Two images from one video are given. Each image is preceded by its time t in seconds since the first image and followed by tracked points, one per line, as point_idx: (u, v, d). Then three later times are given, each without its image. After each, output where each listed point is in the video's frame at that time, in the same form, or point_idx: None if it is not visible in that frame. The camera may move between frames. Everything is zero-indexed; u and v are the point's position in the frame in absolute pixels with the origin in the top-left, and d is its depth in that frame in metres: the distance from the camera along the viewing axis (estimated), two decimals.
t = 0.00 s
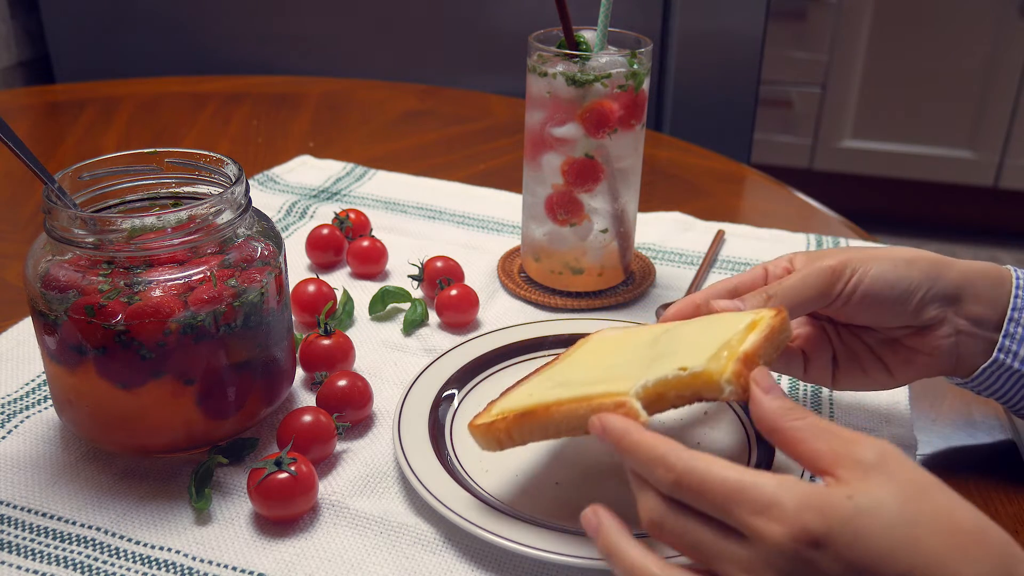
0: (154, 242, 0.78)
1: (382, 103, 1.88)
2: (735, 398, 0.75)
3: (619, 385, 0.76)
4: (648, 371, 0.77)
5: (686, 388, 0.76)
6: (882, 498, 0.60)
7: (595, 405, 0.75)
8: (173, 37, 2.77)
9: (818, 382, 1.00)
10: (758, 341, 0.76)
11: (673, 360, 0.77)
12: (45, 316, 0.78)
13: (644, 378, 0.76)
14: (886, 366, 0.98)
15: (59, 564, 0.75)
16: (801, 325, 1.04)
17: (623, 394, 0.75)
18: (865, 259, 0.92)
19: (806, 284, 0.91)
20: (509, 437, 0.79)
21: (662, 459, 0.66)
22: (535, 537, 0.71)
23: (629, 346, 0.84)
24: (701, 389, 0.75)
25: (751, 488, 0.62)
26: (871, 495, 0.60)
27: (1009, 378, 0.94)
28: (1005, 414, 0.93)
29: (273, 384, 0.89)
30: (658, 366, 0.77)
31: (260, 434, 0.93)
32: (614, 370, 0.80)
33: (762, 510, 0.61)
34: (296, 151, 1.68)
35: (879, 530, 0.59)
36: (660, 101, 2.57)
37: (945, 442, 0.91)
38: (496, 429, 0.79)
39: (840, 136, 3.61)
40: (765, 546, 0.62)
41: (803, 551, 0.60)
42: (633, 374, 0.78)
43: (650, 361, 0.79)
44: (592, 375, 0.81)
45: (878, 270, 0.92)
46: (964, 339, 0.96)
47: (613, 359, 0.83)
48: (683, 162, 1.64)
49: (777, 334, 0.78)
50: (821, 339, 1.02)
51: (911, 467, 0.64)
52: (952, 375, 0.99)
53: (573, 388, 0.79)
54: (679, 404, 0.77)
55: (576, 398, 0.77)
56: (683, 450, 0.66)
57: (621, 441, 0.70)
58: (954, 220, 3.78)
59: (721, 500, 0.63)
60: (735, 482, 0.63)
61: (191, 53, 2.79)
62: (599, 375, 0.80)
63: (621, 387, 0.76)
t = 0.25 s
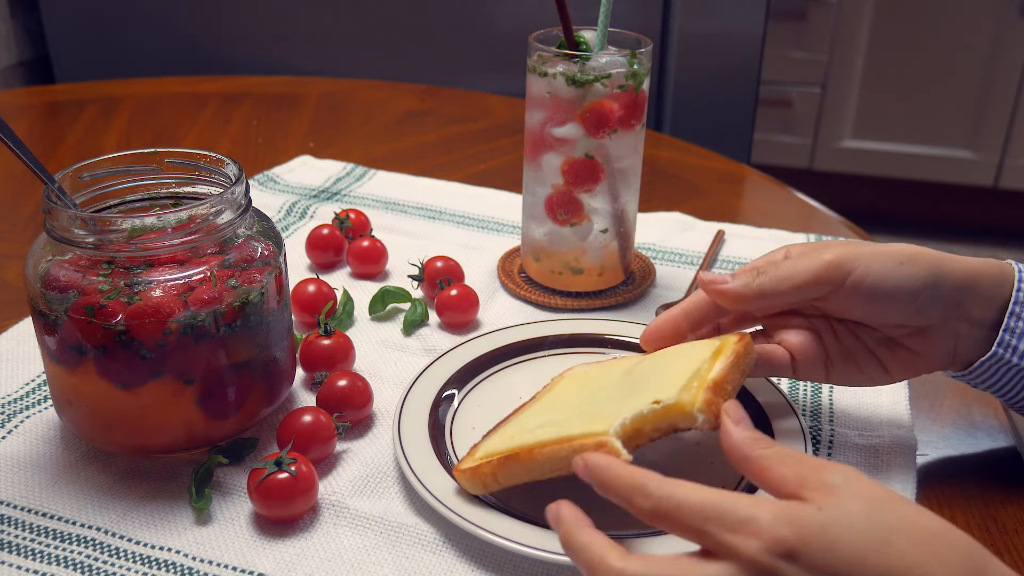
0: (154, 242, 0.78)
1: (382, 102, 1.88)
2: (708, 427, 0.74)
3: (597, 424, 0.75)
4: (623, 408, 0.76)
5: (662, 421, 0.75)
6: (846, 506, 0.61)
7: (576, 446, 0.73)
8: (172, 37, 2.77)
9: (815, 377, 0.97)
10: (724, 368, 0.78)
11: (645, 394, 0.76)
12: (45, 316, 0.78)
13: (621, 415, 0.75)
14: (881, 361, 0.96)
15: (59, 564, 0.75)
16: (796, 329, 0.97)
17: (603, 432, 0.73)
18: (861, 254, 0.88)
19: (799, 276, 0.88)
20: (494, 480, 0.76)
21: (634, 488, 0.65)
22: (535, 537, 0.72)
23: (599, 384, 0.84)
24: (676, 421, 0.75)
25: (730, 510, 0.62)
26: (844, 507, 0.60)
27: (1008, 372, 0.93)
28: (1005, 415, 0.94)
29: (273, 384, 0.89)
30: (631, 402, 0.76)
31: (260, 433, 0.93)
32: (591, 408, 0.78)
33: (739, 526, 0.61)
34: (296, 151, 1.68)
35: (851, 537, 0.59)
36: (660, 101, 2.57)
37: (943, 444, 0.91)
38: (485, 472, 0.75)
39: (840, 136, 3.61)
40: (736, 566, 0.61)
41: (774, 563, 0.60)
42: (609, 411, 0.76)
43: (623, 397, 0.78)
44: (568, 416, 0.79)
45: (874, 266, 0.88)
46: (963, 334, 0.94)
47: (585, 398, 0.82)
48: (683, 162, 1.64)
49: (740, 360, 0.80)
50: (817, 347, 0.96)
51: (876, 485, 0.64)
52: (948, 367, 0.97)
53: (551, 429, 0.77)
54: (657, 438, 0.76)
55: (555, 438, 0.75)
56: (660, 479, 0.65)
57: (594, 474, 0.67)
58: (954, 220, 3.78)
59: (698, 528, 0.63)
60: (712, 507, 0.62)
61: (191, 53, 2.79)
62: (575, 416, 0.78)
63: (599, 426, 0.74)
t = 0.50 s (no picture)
0: (154, 242, 0.78)
1: (382, 102, 1.88)
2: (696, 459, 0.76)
3: (590, 442, 0.75)
4: (614, 427, 0.77)
5: (651, 445, 0.76)
6: (841, 513, 0.62)
7: (568, 461, 0.74)
8: (172, 37, 2.77)
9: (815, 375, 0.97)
10: (716, 401, 0.80)
11: (638, 417, 0.77)
12: (45, 316, 0.78)
13: (613, 435, 0.75)
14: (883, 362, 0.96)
15: (59, 564, 0.75)
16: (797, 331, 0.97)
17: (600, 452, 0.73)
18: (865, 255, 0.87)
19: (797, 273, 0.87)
20: (477, 476, 0.77)
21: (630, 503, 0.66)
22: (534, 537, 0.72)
23: (583, 389, 0.84)
24: (664, 446, 0.76)
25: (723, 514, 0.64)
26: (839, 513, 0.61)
27: (1011, 372, 0.93)
28: (1005, 415, 0.94)
29: (273, 384, 0.89)
30: (622, 422, 0.77)
31: (260, 434, 0.93)
32: (580, 419, 0.79)
33: (734, 528, 0.63)
34: (296, 151, 1.68)
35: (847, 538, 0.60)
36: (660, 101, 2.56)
37: (942, 446, 0.91)
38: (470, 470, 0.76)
39: (840, 136, 3.61)
40: (734, 568, 0.62)
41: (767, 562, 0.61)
42: (600, 428, 0.77)
43: (612, 414, 0.79)
44: (555, 424, 0.79)
45: (878, 269, 0.87)
46: (965, 337, 0.93)
47: (571, 405, 0.82)
48: (683, 162, 1.64)
49: (729, 393, 0.82)
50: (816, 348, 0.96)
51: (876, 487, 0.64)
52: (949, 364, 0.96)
53: (541, 437, 0.77)
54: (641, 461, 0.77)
55: (547, 449, 0.75)
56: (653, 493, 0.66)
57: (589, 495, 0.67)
58: (954, 220, 3.78)
59: (691, 531, 0.64)
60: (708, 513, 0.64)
61: (191, 52, 2.79)
62: (564, 426, 0.79)
63: (593, 444, 0.75)
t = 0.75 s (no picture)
0: (154, 242, 0.78)
1: (382, 102, 1.88)
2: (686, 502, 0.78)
3: (595, 467, 0.76)
4: (616, 456, 0.78)
5: (645, 479, 0.78)
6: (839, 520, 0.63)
7: (572, 484, 0.75)
8: (173, 36, 2.77)
9: (817, 379, 0.96)
10: (707, 444, 0.83)
11: (639, 450, 0.79)
12: (45, 316, 0.78)
13: (615, 464, 0.76)
14: (887, 360, 0.96)
15: (59, 564, 0.75)
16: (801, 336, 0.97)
17: (605, 481, 0.74)
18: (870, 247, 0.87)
19: (805, 261, 0.86)
20: (474, 481, 0.77)
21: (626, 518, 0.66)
22: (535, 537, 0.72)
23: (584, 405, 0.85)
24: (657, 482, 0.78)
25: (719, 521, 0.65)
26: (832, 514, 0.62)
27: (1015, 367, 0.92)
28: (1005, 414, 0.94)
29: (273, 384, 0.89)
30: (624, 453, 0.78)
31: (260, 434, 0.93)
32: (580, 439, 0.80)
33: (729, 530, 0.65)
34: (296, 151, 1.68)
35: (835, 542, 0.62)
36: (660, 101, 2.56)
37: (942, 446, 0.91)
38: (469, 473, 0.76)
39: (840, 136, 3.61)
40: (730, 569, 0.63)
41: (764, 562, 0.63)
42: (602, 454, 0.78)
43: (613, 440, 0.80)
44: (558, 441, 0.80)
45: (883, 260, 0.87)
46: (969, 332, 0.93)
47: (572, 420, 0.83)
48: (683, 162, 1.64)
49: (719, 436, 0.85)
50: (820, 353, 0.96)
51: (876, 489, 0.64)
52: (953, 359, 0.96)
53: (545, 453, 0.78)
54: (632, 492, 0.79)
55: (553, 468, 0.76)
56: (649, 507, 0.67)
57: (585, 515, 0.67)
58: (954, 220, 3.78)
59: (688, 541, 0.65)
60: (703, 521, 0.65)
61: (191, 52, 2.79)
62: (566, 444, 0.79)
63: (597, 471, 0.75)
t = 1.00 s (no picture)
0: (154, 242, 0.78)
1: (382, 102, 1.88)
2: (689, 493, 0.79)
3: (604, 465, 0.76)
4: (622, 452, 0.78)
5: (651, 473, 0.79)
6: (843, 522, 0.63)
7: (584, 483, 0.75)
8: (172, 36, 2.77)
9: (815, 373, 0.98)
10: (704, 433, 0.85)
11: (643, 443, 0.79)
12: (45, 316, 0.78)
13: (623, 461, 0.77)
14: (886, 356, 0.97)
15: (59, 564, 0.75)
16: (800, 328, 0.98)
17: (616, 479, 0.75)
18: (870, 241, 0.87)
19: (803, 255, 0.85)
20: (485, 482, 0.77)
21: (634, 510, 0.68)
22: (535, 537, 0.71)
23: (582, 401, 0.85)
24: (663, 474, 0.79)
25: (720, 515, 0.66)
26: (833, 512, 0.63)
27: (1013, 364, 0.92)
28: (1005, 413, 0.94)
29: (273, 384, 0.89)
30: (629, 447, 0.79)
31: (260, 433, 0.93)
32: (584, 436, 0.81)
33: (730, 525, 0.65)
34: (296, 151, 1.68)
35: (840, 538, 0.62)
36: (660, 101, 2.56)
37: (942, 445, 0.91)
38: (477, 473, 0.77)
39: (840, 136, 3.61)
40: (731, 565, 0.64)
41: (765, 558, 0.63)
42: (608, 451, 0.78)
43: (616, 435, 0.81)
44: (563, 438, 0.80)
45: (881, 254, 0.87)
46: (966, 327, 0.94)
47: (572, 419, 0.83)
48: (682, 162, 1.64)
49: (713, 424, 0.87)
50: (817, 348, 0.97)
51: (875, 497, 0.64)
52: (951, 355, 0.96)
53: (554, 451, 0.78)
54: (637, 486, 0.80)
55: (564, 467, 0.76)
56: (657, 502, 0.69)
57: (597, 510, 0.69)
58: (954, 220, 3.78)
59: (690, 533, 0.66)
60: (705, 515, 0.66)
61: (191, 52, 2.79)
62: (572, 442, 0.80)
63: (607, 469, 0.76)
